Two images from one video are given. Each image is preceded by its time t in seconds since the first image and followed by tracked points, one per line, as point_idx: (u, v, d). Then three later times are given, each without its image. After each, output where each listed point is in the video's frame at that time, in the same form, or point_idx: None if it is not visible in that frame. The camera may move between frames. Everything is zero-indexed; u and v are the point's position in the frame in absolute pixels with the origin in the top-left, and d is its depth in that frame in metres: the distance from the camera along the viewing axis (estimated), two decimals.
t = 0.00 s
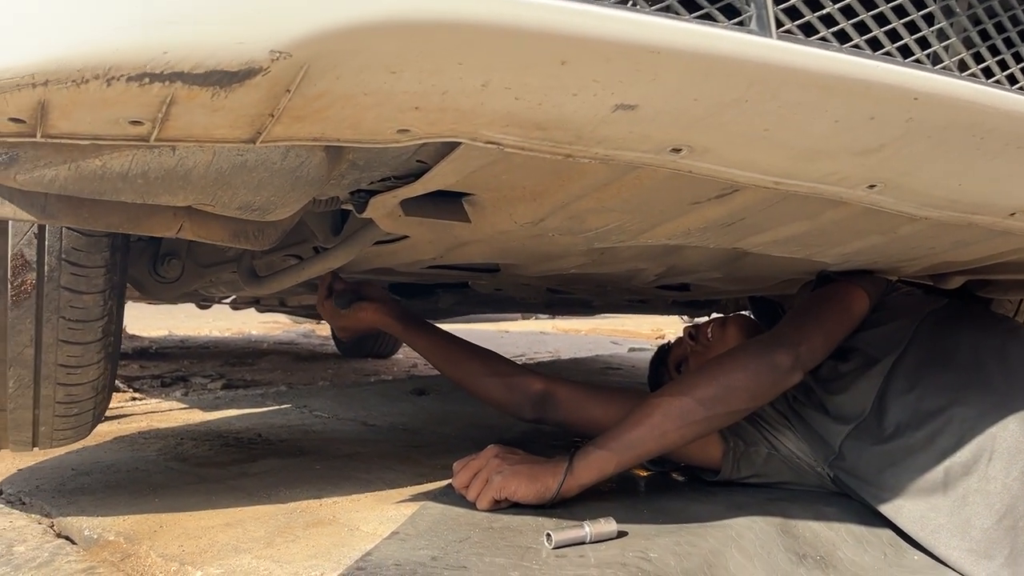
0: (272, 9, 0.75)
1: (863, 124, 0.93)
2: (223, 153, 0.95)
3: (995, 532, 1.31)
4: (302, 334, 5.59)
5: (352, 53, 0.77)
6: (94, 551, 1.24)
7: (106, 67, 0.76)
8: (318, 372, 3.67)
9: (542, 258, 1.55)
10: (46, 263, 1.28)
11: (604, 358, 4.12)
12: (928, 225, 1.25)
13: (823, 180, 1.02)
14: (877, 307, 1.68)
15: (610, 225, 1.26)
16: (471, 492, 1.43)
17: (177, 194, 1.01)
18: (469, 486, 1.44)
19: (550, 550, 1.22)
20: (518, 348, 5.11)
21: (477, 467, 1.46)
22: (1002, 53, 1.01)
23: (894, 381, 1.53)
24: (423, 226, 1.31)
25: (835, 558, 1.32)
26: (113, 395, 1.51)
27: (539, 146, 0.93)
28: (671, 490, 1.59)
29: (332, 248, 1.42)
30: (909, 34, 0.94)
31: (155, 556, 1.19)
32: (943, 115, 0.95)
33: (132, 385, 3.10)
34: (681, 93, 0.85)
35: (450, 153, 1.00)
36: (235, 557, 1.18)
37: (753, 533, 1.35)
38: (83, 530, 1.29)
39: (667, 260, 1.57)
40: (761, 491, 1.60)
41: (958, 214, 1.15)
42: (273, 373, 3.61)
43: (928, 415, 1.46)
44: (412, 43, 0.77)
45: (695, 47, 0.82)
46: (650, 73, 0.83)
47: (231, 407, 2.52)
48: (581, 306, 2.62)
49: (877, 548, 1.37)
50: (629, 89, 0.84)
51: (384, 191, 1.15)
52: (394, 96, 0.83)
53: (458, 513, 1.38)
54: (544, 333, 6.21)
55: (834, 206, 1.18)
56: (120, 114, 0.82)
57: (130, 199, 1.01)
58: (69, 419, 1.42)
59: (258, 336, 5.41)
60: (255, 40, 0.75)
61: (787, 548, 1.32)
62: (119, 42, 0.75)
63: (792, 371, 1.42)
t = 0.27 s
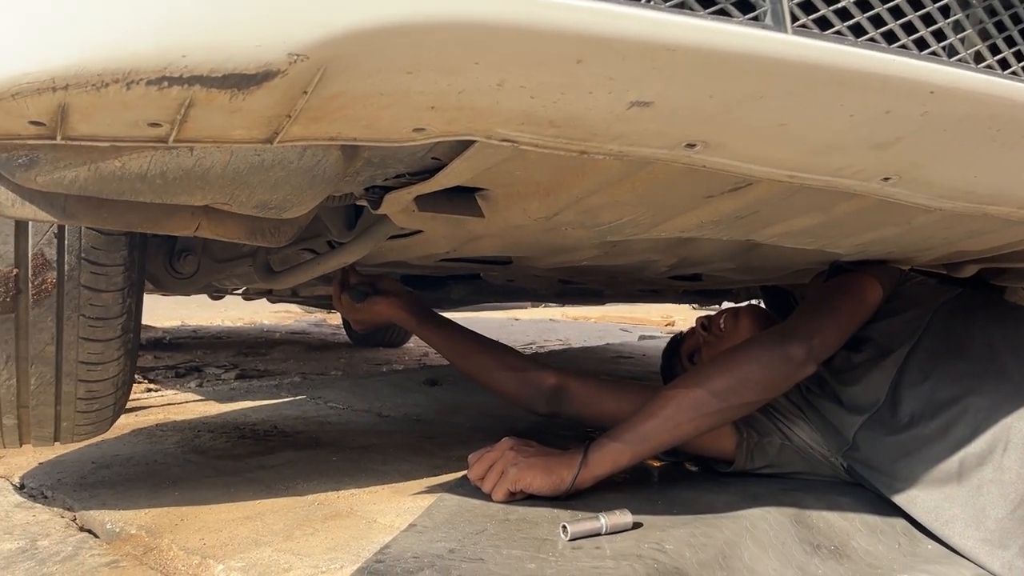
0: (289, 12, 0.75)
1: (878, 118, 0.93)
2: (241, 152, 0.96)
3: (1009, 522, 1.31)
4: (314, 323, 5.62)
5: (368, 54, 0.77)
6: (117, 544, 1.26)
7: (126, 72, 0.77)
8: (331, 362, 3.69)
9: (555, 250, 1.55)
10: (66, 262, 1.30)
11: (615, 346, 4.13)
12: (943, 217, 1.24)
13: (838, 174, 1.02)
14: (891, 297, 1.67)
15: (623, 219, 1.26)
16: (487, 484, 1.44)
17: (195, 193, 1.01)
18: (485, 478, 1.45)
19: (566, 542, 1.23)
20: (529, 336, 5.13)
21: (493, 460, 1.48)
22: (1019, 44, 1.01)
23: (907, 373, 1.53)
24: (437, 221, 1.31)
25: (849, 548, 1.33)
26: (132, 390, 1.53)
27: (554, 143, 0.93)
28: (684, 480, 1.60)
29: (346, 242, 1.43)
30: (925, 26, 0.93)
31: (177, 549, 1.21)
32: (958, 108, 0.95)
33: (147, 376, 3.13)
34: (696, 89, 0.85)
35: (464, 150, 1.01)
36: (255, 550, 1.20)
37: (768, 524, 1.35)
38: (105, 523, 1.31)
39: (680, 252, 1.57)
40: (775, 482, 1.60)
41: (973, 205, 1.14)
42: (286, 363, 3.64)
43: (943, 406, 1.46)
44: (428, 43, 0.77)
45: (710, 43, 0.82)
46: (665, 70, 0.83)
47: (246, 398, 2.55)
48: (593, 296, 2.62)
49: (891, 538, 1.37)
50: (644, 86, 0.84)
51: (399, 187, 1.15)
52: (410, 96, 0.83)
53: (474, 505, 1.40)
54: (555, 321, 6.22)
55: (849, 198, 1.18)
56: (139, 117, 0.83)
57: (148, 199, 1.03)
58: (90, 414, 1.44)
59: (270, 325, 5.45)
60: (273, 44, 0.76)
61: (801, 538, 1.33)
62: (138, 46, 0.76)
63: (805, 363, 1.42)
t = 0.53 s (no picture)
0: (304, 10, 0.76)
1: (891, 109, 0.92)
2: (256, 148, 0.96)
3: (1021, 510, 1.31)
4: (324, 311, 5.65)
5: (382, 50, 0.78)
6: (137, 535, 1.28)
7: (143, 70, 0.78)
8: (341, 350, 3.71)
9: (566, 240, 1.55)
10: (83, 258, 1.31)
11: (624, 333, 4.13)
12: (956, 205, 1.24)
13: (850, 164, 1.02)
14: (902, 285, 1.67)
15: (636, 209, 1.26)
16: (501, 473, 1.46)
17: (211, 189, 1.02)
18: (499, 467, 1.47)
19: (580, 531, 1.24)
20: (537, 323, 5.14)
21: (506, 449, 1.49)
22: None
23: (919, 361, 1.55)
24: (449, 213, 1.32)
25: (861, 535, 1.34)
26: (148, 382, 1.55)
27: (568, 136, 0.93)
28: (696, 469, 1.61)
29: (359, 234, 1.44)
30: (939, 15, 0.93)
31: (196, 540, 1.23)
32: (971, 98, 0.94)
33: (160, 366, 3.15)
34: (709, 81, 0.85)
35: (478, 143, 1.01)
36: (273, 541, 1.22)
37: (780, 511, 1.36)
38: (124, 514, 1.33)
39: (691, 241, 1.57)
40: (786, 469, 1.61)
41: (987, 193, 1.14)
42: (297, 351, 3.66)
43: (955, 393, 1.47)
44: (441, 39, 0.77)
45: (723, 36, 0.81)
46: (679, 63, 0.83)
47: (258, 388, 2.57)
48: (602, 284, 2.62)
49: (903, 526, 1.38)
50: (657, 79, 0.84)
51: (412, 180, 1.16)
52: (424, 91, 0.84)
53: (488, 494, 1.41)
54: (563, 308, 6.22)
55: (861, 188, 1.17)
56: (156, 114, 0.84)
57: (165, 194, 1.03)
58: (108, 407, 1.46)
59: (280, 314, 5.47)
60: (289, 42, 0.76)
61: (814, 526, 1.34)
62: (155, 45, 0.76)
63: (817, 351, 1.43)
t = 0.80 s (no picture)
0: (303, 15, 0.76)
1: (892, 106, 0.92)
2: (258, 149, 0.97)
3: None
4: (330, 302, 5.67)
5: (382, 53, 0.78)
6: (145, 530, 1.30)
7: (144, 76, 0.78)
8: (347, 342, 3.73)
9: (568, 235, 1.56)
10: (89, 258, 1.33)
11: (629, 323, 4.14)
12: (959, 198, 1.23)
13: (852, 160, 1.01)
14: (906, 277, 1.67)
15: (637, 205, 1.26)
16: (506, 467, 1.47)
17: (214, 189, 1.03)
18: (503, 461, 1.48)
19: (583, 525, 1.25)
20: (542, 313, 5.14)
21: (511, 443, 1.50)
22: None
23: (924, 352, 1.54)
24: (451, 209, 1.32)
25: (864, 528, 1.34)
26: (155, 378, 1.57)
27: (568, 135, 0.93)
28: (700, 461, 1.62)
29: (362, 230, 1.44)
30: (939, 11, 0.92)
31: (203, 536, 1.24)
32: (972, 94, 0.94)
33: (167, 358, 3.18)
34: (709, 81, 0.85)
35: (479, 142, 1.01)
36: (279, 536, 1.23)
37: (783, 504, 1.37)
38: (132, 511, 1.35)
39: (694, 235, 1.57)
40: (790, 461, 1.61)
41: (989, 187, 1.14)
42: (303, 343, 3.68)
43: (959, 385, 1.47)
44: (440, 41, 0.78)
45: (722, 37, 0.81)
46: (678, 63, 0.83)
47: (264, 381, 2.58)
48: (606, 275, 2.62)
49: (906, 518, 1.39)
50: (657, 79, 0.84)
51: (413, 177, 1.16)
52: (425, 93, 0.84)
53: (492, 488, 1.42)
54: (569, 297, 6.23)
55: (863, 182, 1.17)
56: (158, 118, 0.84)
57: (168, 195, 1.04)
58: (115, 404, 1.48)
59: (286, 305, 5.50)
60: (288, 47, 0.76)
61: (817, 518, 1.34)
62: (155, 50, 0.77)
63: (821, 346, 1.43)
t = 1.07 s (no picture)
0: (301, 3, 0.76)
1: (890, 92, 0.92)
2: (258, 139, 0.97)
3: None
4: (335, 292, 5.68)
5: (379, 41, 0.78)
6: (150, 518, 1.31)
7: (144, 66, 0.78)
8: (352, 332, 3.74)
9: (569, 223, 1.56)
10: (91, 248, 1.33)
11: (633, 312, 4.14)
12: (959, 185, 1.23)
13: (851, 146, 1.01)
14: (908, 264, 1.67)
15: (638, 193, 1.26)
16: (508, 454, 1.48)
17: (215, 179, 1.03)
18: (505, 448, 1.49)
19: (585, 512, 1.26)
20: (546, 303, 5.15)
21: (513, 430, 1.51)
22: None
23: (923, 339, 1.54)
24: (452, 198, 1.32)
25: (864, 514, 1.35)
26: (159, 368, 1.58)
27: (567, 123, 0.93)
28: (701, 449, 1.62)
29: (364, 220, 1.44)
30: None
31: (208, 523, 1.25)
32: (970, 79, 0.93)
33: (173, 349, 3.19)
34: (707, 68, 0.85)
35: (478, 131, 1.01)
36: (283, 523, 1.25)
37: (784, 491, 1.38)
38: (137, 499, 1.37)
39: (696, 223, 1.57)
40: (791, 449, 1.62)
41: (989, 173, 1.14)
42: (307, 333, 3.69)
43: (958, 370, 1.47)
44: (436, 29, 0.78)
45: (719, 23, 0.81)
46: (675, 51, 0.83)
47: (269, 371, 2.60)
48: (610, 264, 2.63)
49: (906, 504, 1.39)
50: (655, 66, 0.85)
51: (414, 166, 1.16)
52: (423, 81, 0.84)
53: (494, 476, 1.43)
54: (573, 287, 6.23)
55: (864, 169, 1.17)
56: (158, 108, 0.85)
57: (169, 185, 1.04)
58: (120, 393, 1.49)
59: (291, 296, 5.51)
60: (286, 36, 0.77)
61: (817, 504, 1.35)
62: (153, 40, 0.77)
63: (820, 333, 1.43)
